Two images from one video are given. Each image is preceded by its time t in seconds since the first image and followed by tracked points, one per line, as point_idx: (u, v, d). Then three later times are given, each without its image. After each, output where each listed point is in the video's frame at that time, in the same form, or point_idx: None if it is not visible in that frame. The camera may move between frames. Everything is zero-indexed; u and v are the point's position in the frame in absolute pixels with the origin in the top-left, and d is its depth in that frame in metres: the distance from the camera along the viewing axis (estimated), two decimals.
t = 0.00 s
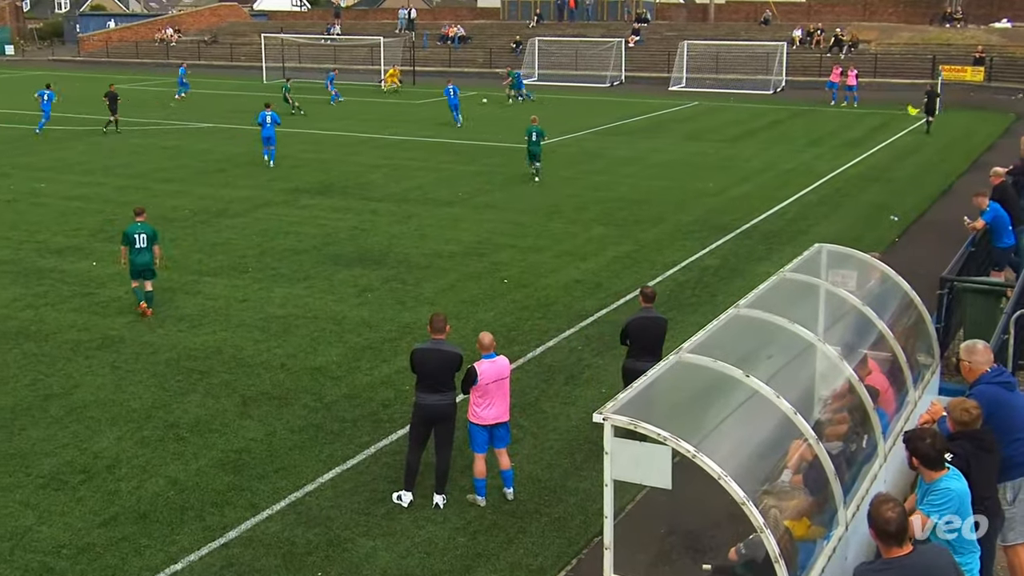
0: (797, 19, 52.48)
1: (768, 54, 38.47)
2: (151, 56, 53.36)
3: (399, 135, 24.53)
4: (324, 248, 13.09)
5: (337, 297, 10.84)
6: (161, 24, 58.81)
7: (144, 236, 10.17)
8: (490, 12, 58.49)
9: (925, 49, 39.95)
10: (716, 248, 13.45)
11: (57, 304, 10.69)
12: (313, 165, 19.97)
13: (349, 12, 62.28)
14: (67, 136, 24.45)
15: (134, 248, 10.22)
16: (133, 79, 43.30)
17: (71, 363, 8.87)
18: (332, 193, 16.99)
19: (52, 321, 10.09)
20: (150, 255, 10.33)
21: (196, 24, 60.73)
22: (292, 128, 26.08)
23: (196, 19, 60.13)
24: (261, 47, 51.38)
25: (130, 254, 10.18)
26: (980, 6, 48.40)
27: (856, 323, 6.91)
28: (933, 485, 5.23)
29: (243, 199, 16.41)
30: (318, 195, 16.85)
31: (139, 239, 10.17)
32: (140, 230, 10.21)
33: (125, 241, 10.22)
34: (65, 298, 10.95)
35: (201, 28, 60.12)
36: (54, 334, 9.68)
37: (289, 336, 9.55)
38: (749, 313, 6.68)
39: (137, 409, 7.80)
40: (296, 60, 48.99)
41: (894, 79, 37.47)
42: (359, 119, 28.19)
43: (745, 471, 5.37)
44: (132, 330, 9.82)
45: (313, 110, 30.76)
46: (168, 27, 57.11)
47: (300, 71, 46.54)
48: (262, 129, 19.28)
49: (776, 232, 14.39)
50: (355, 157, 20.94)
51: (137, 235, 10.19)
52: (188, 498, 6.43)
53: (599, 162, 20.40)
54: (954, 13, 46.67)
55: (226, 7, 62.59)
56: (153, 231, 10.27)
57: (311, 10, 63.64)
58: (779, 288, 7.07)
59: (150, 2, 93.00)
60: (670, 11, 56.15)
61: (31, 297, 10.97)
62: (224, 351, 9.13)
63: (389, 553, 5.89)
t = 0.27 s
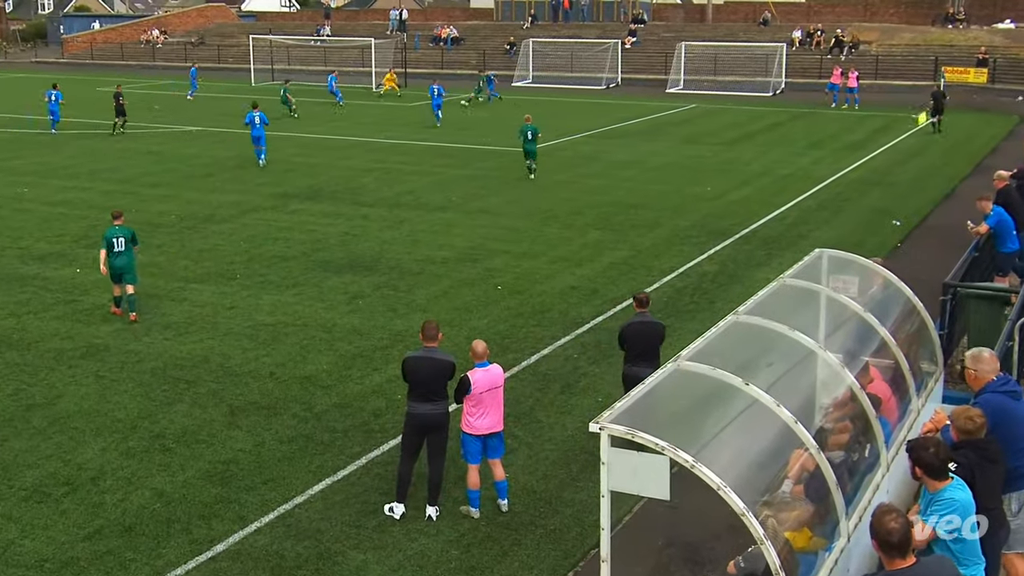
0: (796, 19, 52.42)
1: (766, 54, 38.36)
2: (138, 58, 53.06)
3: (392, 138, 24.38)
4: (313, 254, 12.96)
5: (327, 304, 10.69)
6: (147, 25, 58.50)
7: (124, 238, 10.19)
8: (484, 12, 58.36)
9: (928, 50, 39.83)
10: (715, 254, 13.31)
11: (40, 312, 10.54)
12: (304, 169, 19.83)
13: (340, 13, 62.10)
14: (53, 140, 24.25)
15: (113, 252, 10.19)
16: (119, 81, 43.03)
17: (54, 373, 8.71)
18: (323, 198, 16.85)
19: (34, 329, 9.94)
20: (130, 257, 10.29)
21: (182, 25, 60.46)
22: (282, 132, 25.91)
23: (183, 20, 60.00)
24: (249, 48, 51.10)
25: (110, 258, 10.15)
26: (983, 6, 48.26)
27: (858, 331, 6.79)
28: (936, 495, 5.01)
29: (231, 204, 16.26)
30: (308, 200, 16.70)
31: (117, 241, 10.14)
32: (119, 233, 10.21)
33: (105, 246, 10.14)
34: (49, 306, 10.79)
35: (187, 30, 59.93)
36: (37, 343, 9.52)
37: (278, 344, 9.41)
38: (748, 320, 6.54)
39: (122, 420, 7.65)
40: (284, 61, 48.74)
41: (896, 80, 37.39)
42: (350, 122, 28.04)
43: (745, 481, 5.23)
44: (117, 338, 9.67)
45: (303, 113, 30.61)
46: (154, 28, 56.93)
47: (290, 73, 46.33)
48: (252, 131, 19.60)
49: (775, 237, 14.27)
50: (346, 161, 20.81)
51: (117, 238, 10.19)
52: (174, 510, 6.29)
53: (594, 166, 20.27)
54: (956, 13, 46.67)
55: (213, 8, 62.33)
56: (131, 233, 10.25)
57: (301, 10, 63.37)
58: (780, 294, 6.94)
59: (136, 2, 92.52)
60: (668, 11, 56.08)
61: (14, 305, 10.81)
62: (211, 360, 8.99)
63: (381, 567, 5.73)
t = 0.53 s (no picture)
0: (795, 19, 52.33)
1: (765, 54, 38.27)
2: (126, 58, 52.78)
3: (385, 140, 24.25)
4: (303, 258, 12.84)
5: (319, 309, 10.57)
6: (135, 25, 58.21)
7: (101, 235, 10.32)
8: (477, 12, 58.22)
9: (929, 50, 39.75)
10: (712, 258, 13.21)
11: (26, 318, 10.39)
12: (295, 172, 19.70)
13: (330, 13, 61.93)
14: (41, 142, 24.06)
15: (91, 250, 10.30)
16: (106, 82, 42.78)
17: (38, 380, 8.58)
18: (315, 201, 16.73)
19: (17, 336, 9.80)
20: (107, 256, 10.43)
21: (170, 25, 60.21)
22: (272, 134, 25.76)
23: (170, 20, 59.79)
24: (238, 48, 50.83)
25: (88, 256, 10.25)
26: (984, 6, 48.25)
27: (858, 336, 6.69)
28: (937, 504, 4.90)
29: (219, 208, 16.14)
30: (299, 203, 16.58)
31: (95, 239, 10.27)
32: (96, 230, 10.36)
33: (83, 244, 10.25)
34: (34, 311, 10.65)
35: (174, 30, 59.69)
36: (21, 349, 9.39)
37: (267, 350, 9.28)
38: (747, 325, 6.43)
39: (108, 427, 7.52)
40: (274, 62, 48.50)
41: (896, 81, 37.34)
42: (342, 123, 27.91)
43: (744, 489, 5.12)
44: (102, 344, 9.54)
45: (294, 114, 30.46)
46: (139, 28, 56.73)
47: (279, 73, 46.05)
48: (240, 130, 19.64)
49: (773, 240, 14.17)
50: (337, 163, 20.69)
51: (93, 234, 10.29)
52: (160, 520, 6.16)
53: (590, 168, 20.16)
54: (957, 13, 46.64)
55: (201, 8, 62.11)
56: (108, 231, 10.42)
57: (290, 10, 63.15)
58: (778, 299, 6.83)
59: (122, 2, 92.05)
60: (664, 12, 56.00)
61: None
62: (198, 366, 8.86)
63: None
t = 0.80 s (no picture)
0: (790, 20, 52.29)
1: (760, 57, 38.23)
2: (114, 60, 52.56)
3: (378, 142, 24.19)
4: (294, 262, 12.78)
5: (310, 313, 10.51)
6: (123, 27, 58.00)
7: (84, 238, 10.49)
8: (470, 14, 58.14)
9: (926, 51, 39.76)
10: (708, 260, 13.16)
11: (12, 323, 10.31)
12: (286, 174, 19.62)
13: (321, 14, 61.79)
14: (30, 145, 23.93)
15: (73, 252, 10.45)
16: (94, 84, 42.58)
17: (26, 385, 8.50)
18: (307, 204, 16.66)
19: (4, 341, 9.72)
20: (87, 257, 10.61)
21: (158, 26, 60.03)
22: (263, 136, 25.67)
23: (159, 21, 59.70)
24: (228, 49, 50.68)
25: (70, 257, 10.41)
26: (981, 7, 48.29)
27: (855, 339, 6.64)
28: (935, 508, 4.83)
29: (209, 211, 16.07)
30: (290, 206, 16.51)
31: (78, 242, 10.42)
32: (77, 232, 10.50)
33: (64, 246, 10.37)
34: (21, 316, 10.56)
35: (162, 31, 59.48)
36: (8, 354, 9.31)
37: (258, 355, 9.21)
38: (743, 328, 6.38)
39: (96, 433, 7.44)
40: (264, 63, 48.39)
41: (891, 82, 37.34)
42: (333, 125, 27.83)
43: (740, 495, 5.06)
44: (90, 348, 9.47)
45: (285, 116, 30.34)
46: (127, 29, 56.61)
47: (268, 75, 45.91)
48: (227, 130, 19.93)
49: (768, 243, 14.13)
50: (330, 166, 20.63)
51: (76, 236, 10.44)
52: (149, 528, 6.09)
53: (584, 170, 20.12)
54: (954, 13, 46.68)
55: (190, 9, 61.91)
56: (89, 232, 10.59)
57: (280, 11, 63.04)
58: (775, 302, 6.78)
59: (108, 2, 92.09)
60: (659, 12, 56.02)
61: None
62: (187, 371, 8.80)
63: None
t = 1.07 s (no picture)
0: (785, 19, 52.25)
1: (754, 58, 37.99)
2: (101, 61, 52.32)
3: (369, 143, 24.10)
4: (284, 264, 12.70)
5: (300, 317, 10.43)
6: (111, 27, 57.77)
7: (64, 236, 10.56)
8: (460, 13, 58.02)
9: (921, 51, 39.78)
10: (701, 262, 13.11)
11: None
12: (276, 176, 19.53)
13: (311, 14, 61.62)
14: (17, 146, 23.79)
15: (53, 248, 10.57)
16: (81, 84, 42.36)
17: (10, 390, 8.41)
18: (297, 205, 16.59)
19: None
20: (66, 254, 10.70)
21: (146, 26, 59.82)
22: (254, 136, 25.57)
23: (146, 20, 59.49)
24: (217, 50, 50.48)
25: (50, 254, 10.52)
26: (977, 6, 48.31)
27: (849, 342, 6.59)
28: (932, 512, 4.77)
29: (197, 212, 15.99)
30: (280, 208, 16.44)
31: (57, 238, 10.49)
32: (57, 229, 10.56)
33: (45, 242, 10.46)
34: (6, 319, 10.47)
35: (150, 31, 59.25)
36: None
37: (247, 359, 9.13)
38: (737, 331, 6.31)
39: (82, 438, 7.36)
40: (253, 63, 48.22)
41: (885, 82, 37.33)
42: (324, 126, 27.73)
43: (735, 499, 5.00)
44: (77, 352, 9.38)
45: (275, 117, 30.22)
46: (115, 29, 56.40)
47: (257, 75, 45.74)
48: (212, 130, 20.22)
49: (762, 245, 14.08)
50: (320, 167, 20.55)
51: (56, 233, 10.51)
52: (136, 535, 6.00)
53: (577, 171, 20.05)
54: (949, 13, 46.68)
55: (178, 8, 61.65)
56: (70, 230, 10.65)
57: (269, 10, 62.91)
58: (769, 304, 6.72)
59: (96, 1, 91.72)
60: (652, 12, 55.99)
61: None
62: (175, 375, 8.71)
63: None
